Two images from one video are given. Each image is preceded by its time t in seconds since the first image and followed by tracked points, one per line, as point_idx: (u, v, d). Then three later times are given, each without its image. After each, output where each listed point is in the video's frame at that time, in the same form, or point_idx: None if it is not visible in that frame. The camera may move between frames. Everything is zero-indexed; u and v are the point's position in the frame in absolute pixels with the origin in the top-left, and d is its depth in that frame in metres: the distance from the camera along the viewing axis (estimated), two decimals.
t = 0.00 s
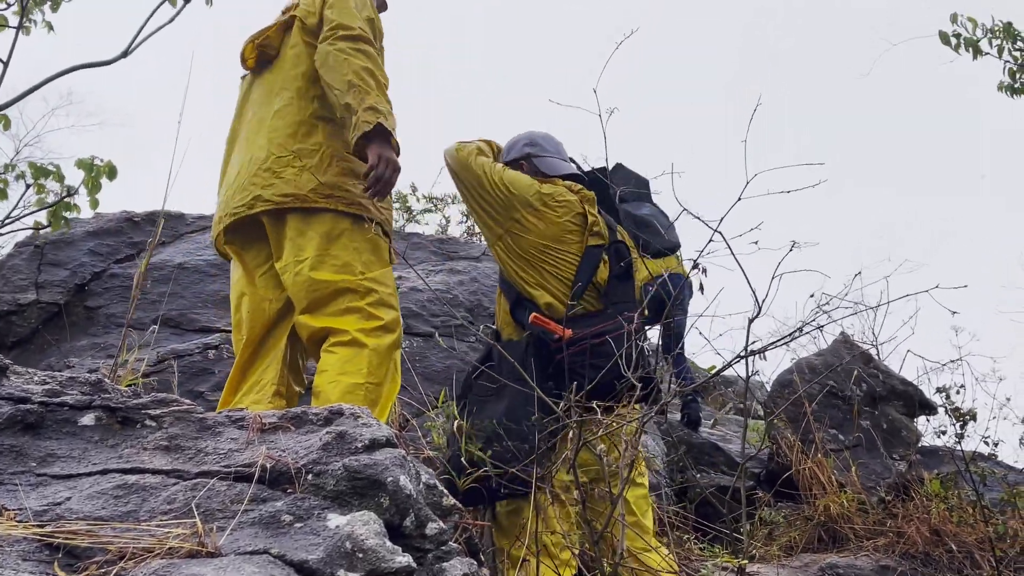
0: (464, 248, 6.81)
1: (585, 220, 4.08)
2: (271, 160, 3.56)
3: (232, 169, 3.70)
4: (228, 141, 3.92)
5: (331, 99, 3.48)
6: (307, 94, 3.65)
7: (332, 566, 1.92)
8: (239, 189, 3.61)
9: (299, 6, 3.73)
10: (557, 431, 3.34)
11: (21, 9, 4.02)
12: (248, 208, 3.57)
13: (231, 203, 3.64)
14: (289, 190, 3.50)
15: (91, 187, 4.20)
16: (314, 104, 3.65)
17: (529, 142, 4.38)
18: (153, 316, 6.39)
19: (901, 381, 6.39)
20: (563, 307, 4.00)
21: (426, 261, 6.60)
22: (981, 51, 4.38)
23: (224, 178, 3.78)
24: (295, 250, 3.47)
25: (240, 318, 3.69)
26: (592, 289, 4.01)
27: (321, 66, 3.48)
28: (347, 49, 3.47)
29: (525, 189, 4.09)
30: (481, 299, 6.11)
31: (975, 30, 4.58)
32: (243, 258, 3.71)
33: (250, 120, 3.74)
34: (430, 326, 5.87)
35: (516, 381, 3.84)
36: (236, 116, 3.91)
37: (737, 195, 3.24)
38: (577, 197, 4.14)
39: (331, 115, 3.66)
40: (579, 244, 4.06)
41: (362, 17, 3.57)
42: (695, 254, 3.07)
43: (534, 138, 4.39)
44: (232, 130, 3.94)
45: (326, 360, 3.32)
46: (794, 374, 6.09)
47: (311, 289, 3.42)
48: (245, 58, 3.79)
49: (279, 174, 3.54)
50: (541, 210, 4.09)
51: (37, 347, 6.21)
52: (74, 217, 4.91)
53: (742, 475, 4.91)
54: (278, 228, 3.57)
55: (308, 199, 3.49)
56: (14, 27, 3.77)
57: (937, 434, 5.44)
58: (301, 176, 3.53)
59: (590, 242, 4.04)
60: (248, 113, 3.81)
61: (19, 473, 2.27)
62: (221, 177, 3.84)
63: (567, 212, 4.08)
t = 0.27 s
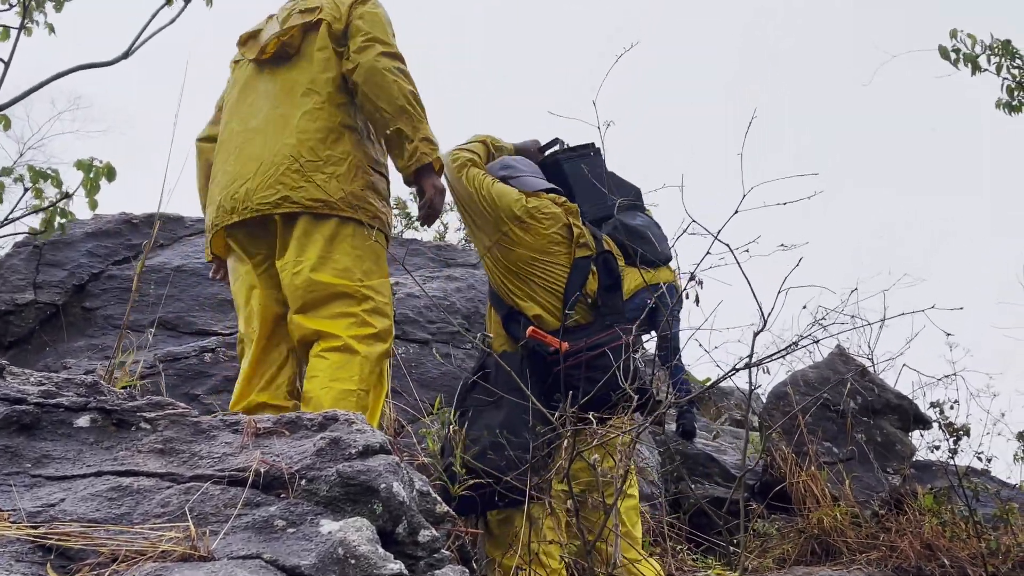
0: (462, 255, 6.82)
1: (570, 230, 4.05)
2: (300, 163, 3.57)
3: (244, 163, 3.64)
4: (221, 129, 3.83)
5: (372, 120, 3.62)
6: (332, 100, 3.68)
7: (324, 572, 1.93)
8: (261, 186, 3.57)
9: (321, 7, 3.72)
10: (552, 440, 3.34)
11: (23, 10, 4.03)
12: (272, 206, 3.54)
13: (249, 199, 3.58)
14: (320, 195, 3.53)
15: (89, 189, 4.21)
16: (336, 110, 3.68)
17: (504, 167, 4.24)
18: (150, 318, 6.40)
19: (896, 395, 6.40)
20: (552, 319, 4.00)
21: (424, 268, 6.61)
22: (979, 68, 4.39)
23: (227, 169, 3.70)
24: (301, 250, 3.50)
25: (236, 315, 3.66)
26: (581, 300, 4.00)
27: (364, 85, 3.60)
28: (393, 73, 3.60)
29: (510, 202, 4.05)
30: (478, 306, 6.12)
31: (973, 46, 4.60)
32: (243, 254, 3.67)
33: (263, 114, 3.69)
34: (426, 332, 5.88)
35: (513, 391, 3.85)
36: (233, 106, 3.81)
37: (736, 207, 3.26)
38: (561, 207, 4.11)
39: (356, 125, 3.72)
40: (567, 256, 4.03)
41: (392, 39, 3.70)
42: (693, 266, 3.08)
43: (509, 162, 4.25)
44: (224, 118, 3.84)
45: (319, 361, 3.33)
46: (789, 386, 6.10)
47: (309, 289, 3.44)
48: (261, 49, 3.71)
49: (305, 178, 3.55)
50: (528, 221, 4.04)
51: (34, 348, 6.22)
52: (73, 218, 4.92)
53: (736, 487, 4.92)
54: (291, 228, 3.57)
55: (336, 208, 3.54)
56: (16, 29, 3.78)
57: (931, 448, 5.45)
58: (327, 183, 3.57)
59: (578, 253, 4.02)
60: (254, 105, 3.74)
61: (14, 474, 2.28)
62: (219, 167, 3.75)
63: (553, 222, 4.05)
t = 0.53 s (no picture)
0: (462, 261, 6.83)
1: (542, 242, 3.98)
2: (315, 172, 3.59)
3: (256, 167, 3.61)
4: (222, 132, 3.78)
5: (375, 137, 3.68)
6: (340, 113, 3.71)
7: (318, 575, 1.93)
8: (277, 193, 3.56)
9: (327, 19, 3.75)
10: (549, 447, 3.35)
11: (26, 8, 4.04)
12: (289, 213, 3.54)
13: (263, 204, 3.56)
14: (335, 205, 3.56)
15: (89, 188, 4.22)
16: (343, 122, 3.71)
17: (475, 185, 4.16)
18: (149, 318, 6.40)
19: (893, 408, 6.40)
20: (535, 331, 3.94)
21: (423, 272, 6.61)
22: (979, 82, 4.40)
23: (235, 172, 3.66)
24: (307, 253, 3.51)
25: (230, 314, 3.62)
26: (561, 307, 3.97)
27: (372, 100, 3.65)
28: (401, 95, 3.68)
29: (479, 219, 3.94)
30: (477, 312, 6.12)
31: (974, 60, 4.61)
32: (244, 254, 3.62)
33: (271, 121, 3.67)
34: (425, 337, 5.89)
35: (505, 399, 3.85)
36: (235, 110, 3.76)
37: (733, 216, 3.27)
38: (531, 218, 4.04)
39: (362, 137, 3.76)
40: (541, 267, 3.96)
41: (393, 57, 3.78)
42: (689, 274, 3.10)
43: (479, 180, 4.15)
44: (224, 122, 3.79)
45: (314, 362, 3.34)
46: (786, 397, 6.10)
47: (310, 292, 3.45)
48: (270, 56, 3.69)
49: (320, 186, 3.57)
50: (498, 237, 3.95)
51: (33, 347, 6.23)
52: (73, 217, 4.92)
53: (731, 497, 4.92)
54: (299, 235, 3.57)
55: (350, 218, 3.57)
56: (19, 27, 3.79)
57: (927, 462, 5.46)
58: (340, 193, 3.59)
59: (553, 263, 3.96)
60: (260, 110, 3.72)
61: (10, 472, 2.28)
62: (223, 170, 3.70)
63: (524, 235, 3.97)
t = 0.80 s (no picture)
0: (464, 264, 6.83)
1: (517, 247, 3.91)
2: (320, 176, 3.61)
3: (261, 170, 3.62)
4: (223, 134, 3.77)
5: (375, 142, 3.70)
6: (343, 117, 3.73)
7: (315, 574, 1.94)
8: (282, 197, 3.57)
9: (329, 22, 3.77)
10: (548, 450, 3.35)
11: (32, 6, 4.06)
12: (294, 217, 3.55)
13: (269, 208, 3.57)
14: (340, 210, 3.58)
15: (93, 186, 4.23)
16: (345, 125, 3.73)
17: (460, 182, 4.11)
18: (151, 317, 6.41)
19: (893, 417, 6.40)
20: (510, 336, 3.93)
21: (425, 275, 6.61)
22: (983, 92, 4.41)
23: (239, 175, 3.66)
24: (308, 255, 3.52)
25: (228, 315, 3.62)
26: (536, 310, 3.95)
27: (373, 107, 3.68)
28: (402, 102, 3.72)
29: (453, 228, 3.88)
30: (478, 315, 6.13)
31: (978, 69, 4.61)
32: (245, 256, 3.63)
33: (275, 125, 3.68)
34: (426, 340, 5.89)
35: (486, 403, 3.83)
36: (238, 112, 3.76)
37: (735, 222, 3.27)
38: (508, 222, 3.97)
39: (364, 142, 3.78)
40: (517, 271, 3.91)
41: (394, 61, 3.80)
42: (691, 280, 3.09)
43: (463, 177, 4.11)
44: (225, 124, 3.78)
45: (313, 362, 3.34)
46: (785, 405, 6.10)
47: (312, 294, 3.46)
48: (274, 58, 3.70)
49: (324, 190, 3.59)
50: (475, 243, 3.89)
51: (34, 343, 6.24)
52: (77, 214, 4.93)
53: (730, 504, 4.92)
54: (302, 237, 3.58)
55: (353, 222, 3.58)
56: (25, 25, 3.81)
57: (926, 471, 5.46)
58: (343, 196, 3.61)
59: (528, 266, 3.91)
60: (263, 113, 3.73)
61: (10, 467, 2.29)
62: (225, 173, 3.70)
63: (500, 240, 3.91)
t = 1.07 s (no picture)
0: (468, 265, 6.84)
1: (502, 244, 3.89)
2: (327, 176, 3.62)
3: (267, 173, 3.63)
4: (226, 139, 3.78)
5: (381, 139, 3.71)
6: (346, 115, 3.74)
7: (318, 570, 1.95)
8: (290, 199, 3.58)
9: (327, 20, 3.78)
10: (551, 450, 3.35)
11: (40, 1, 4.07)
12: (303, 219, 3.56)
13: (278, 211, 3.58)
14: (348, 209, 3.58)
15: (99, 181, 4.24)
16: (349, 123, 3.74)
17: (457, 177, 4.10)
18: (156, 314, 6.42)
19: (896, 423, 6.39)
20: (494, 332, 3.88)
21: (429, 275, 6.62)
22: (989, 97, 4.41)
23: (246, 180, 3.67)
24: (316, 257, 3.53)
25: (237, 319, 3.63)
26: (521, 306, 3.89)
27: (375, 104, 3.69)
28: (405, 97, 3.72)
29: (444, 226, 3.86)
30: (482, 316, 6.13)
31: (985, 75, 4.62)
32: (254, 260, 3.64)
33: (279, 126, 3.69)
34: (430, 340, 5.89)
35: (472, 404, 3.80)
36: (240, 116, 3.76)
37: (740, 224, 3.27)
38: (494, 220, 3.96)
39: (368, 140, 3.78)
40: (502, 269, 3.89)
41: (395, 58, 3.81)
42: (694, 283, 3.09)
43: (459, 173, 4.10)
44: (228, 127, 3.78)
45: (325, 364, 3.35)
46: (789, 410, 6.10)
47: (320, 296, 3.47)
48: (275, 59, 3.71)
49: (331, 189, 3.60)
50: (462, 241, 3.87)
51: (39, 339, 6.25)
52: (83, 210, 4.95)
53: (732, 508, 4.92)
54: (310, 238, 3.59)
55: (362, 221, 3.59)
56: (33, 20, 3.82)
57: (928, 478, 5.46)
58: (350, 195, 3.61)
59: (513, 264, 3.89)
60: (266, 116, 3.74)
61: (15, 460, 2.30)
62: (231, 177, 3.71)
63: (484, 237, 3.89)
